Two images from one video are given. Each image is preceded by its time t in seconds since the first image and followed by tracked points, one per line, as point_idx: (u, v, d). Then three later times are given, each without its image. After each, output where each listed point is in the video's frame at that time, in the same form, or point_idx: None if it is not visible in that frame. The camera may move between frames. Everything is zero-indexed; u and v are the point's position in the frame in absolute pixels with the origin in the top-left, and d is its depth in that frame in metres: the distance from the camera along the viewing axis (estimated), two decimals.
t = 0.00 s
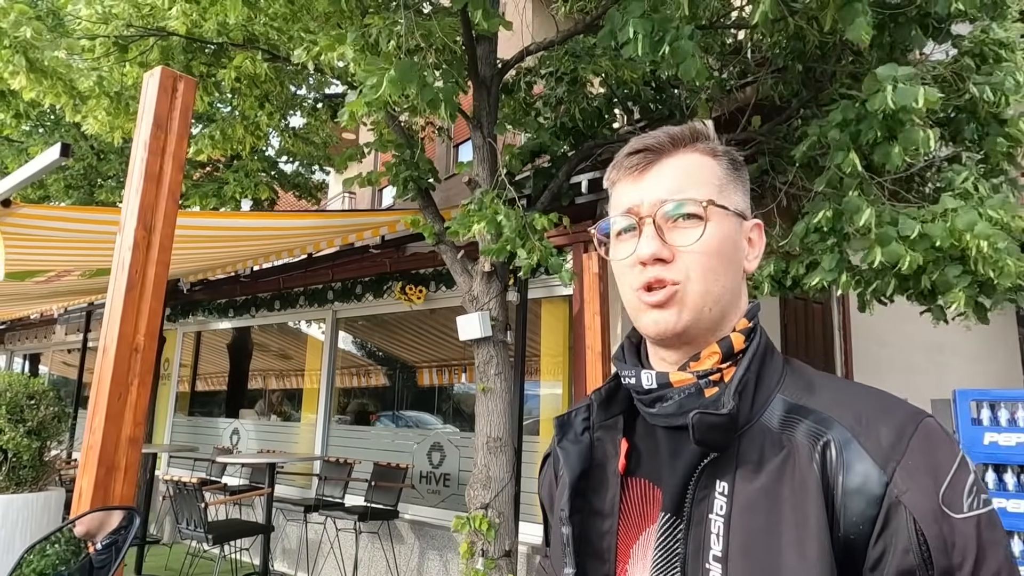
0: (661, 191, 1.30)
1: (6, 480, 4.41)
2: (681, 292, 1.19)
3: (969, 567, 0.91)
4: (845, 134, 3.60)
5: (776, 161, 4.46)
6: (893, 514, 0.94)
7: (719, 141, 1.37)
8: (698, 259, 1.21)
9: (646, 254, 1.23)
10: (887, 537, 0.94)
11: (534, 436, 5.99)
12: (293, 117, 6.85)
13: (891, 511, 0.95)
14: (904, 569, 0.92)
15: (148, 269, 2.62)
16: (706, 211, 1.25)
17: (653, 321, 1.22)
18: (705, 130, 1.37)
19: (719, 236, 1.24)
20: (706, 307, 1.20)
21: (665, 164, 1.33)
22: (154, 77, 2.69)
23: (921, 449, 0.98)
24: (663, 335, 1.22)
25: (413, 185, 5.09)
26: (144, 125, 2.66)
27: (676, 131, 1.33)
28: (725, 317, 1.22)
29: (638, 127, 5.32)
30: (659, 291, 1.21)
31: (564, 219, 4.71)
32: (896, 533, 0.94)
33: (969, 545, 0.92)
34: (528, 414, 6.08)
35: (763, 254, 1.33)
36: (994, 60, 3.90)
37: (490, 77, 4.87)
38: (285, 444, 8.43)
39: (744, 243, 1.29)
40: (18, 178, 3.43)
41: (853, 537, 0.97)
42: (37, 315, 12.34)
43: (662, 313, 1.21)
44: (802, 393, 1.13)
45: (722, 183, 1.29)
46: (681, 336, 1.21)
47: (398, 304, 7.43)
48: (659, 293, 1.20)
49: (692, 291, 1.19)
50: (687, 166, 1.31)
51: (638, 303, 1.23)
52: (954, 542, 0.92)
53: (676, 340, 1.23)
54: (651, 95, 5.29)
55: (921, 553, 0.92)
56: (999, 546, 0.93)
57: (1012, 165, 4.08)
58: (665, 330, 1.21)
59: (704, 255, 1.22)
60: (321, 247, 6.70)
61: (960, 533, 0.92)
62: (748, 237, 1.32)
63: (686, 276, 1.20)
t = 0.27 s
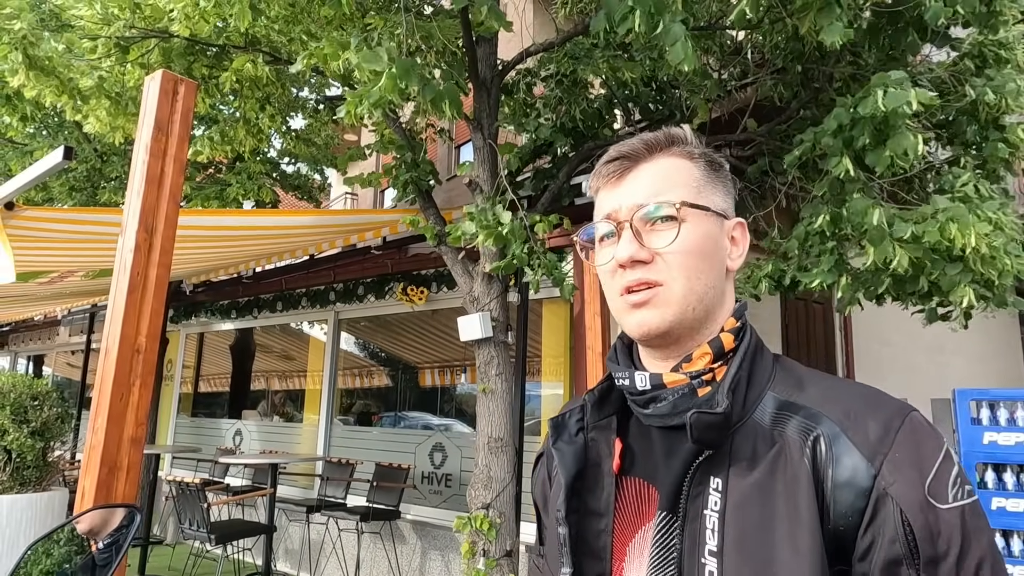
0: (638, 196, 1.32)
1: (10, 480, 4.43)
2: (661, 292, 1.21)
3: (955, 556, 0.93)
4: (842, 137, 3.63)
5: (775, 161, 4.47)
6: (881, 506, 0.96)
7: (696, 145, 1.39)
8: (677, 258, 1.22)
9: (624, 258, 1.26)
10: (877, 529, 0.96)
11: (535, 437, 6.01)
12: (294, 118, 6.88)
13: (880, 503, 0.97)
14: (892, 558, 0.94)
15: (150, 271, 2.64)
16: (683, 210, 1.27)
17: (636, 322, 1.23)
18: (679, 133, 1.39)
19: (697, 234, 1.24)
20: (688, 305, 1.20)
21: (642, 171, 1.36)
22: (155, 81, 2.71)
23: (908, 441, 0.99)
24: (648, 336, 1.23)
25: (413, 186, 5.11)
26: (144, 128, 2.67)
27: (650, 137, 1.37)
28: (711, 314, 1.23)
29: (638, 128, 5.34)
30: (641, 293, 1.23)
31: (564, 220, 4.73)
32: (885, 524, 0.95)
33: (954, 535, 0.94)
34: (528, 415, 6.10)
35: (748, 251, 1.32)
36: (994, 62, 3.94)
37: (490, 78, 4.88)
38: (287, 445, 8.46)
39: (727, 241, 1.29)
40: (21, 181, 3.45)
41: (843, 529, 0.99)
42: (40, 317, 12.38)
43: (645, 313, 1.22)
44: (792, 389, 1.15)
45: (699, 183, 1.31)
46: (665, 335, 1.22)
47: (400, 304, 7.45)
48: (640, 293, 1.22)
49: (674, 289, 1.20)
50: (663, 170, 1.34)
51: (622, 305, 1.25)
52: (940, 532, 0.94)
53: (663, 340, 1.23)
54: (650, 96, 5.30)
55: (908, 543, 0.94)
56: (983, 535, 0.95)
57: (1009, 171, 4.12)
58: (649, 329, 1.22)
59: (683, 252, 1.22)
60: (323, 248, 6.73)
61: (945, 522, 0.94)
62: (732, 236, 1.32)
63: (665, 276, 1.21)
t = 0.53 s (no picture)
0: (627, 198, 1.35)
1: (13, 481, 4.46)
2: (652, 291, 1.23)
3: (938, 547, 0.94)
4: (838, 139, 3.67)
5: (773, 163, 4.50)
6: (867, 499, 0.98)
7: (682, 149, 1.42)
8: (666, 258, 1.24)
9: (615, 257, 1.28)
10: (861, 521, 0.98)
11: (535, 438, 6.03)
12: (294, 121, 6.90)
13: (865, 495, 0.99)
14: (878, 549, 0.96)
15: (152, 272, 2.65)
16: (671, 212, 1.29)
17: (628, 327, 1.25)
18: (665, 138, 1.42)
19: (685, 236, 1.27)
20: (678, 304, 1.22)
21: (629, 174, 1.38)
22: (157, 84, 2.73)
23: (892, 435, 1.01)
24: (640, 340, 1.25)
25: (413, 188, 5.13)
26: (147, 131, 2.69)
27: (638, 141, 1.39)
28: (700, 316, 1.25)
29: (637, 129, 5.36)
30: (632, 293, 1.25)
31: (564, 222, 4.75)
32: (870, 516, 0.97)
33: (937, 525, 0.95)
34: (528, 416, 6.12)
35: (734, 253, 1.36)
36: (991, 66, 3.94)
37: (489, 81, 4.89)
38: (288, 447, 8.48)
39: (713, 243, 1.32)
40: (24, 184, 3.47)
41: (830, 522, 1.01)
42: (42, 319, 12.42)
43: (635, 316, 1.24)
44: (779, 387, 1.17)
45: (686, 186, 1.33)
46: (656, 339, 1.24)
47: (400, 306, 7.47)
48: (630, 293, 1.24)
49: (663, 292, 1.22)
50: (650, 172, 1.36)
51: (613, 310, 1.27)
52: (924, 523, 0.95)
53: (654, 343, 1.25)
54: (650, 97, 5.32)
55: (893, 534, 0.95)
56: (966, 525, 0.97)
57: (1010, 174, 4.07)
58: (640, 335, 1.24)
59: (671, 254, 1.25)
60: (324, 250, 6.75)
61: (929, 513, 0.95)
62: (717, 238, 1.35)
63: (655, 275, 1.23)
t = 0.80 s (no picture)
0: (596, 221, 1.34)
1: (15, 482, 4.48)
2: (621, 319, 1.24)
3: (935, 544, 0.97)
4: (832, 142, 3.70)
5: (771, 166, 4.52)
6: (866, 496, 1.00)
7: (652, 154, 1.38)
8: (633, 283, 1.24)
9: (584, 288, 1.29)
10: (860, 518, 1.00)
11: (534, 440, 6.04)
12: (294, 123, 6.93)
13: (865, 493, 1.00)
14: (877, 544, 0.98)
15: (155, 274, 2.66)
16: (638, 232, 1.28)
17: (605, 347, 1.28)
18: (632, 148, 1.38)
19: (654, 254, 1.25)
20: (649, 327, 1.23)
21: (598, 195, 1.37)
22: (160, 88, 2.75)
23: (890, 434, 1.03)
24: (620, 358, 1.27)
25: (412, 191, 5.16)
26: (149, 134, 2.71)
27: (600, 162, 1.38)
28: (679, 326, 1.26)
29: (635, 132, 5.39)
30: (604, 322, 1.27)
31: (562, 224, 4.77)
32: (868, 513, 0.99)
33: (935, 522, 0.97)
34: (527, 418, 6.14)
35: (720, 253, 1.32)
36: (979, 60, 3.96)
37: (488, 85, 4.90)
38: (287, 449, 8.50)
39: (693, 248, 1.29)
40: (25, 187, 3.49)
41: (830, 519, 1.03)
42: (41, 321, 12.44)
43: (610, 337, 1.27)
44: (778, 386, 1.19)
45: (654, 199, 1.30)
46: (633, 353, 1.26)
47: (399, 308, 7.49)
48: (601, 322, 1.26)
49: (632, 315, 1.24)
50: (616, 191, 1.34)
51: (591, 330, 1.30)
52: (921, 520, 0.97)
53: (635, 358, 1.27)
54: (647, 100, 5.34)
55: (892, 530, 0.97)
56: (960, 522, 0.99)
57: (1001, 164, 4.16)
58: (617, 351, 1.27)
59: (639, 278, 1.24)
60: (322, 252, 6.78)
61: (925, 510, 0.98)
62: (702, 239, 1.32)
63: (623, 302, 1.24)
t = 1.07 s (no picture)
0: (599, 227, 1.35)
1: (16, 483, 4.47)
2: (625, 325, 1.25)
3: (936, 543, 0.98)
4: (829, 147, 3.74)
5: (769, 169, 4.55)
6: (868, 495, 1.01)
7: (657, 157, 1.39)
8: (637, 288, 1.25)
9: (588, 293, 1.30)
10: (861, 517, 1.01)
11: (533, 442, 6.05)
12: (292, 126, 6.94)
13: (866, 492, 1.01)
14: (878, 543, 0.98)
15: (157, 276, 2.67)
16: (641, 238, 1.28)
17: (611, 353, 1.28)
18: (637, 152, 1.39)
19: (657, 260, 1.26)
20: (652, 332, 1.24)
21: (602, 200, 1.38)
22: (162, 90, 2.76)
23: (892, 434, 1.04)
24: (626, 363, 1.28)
25: (411, 193, 5.17)
26: (151, 136, 2.72)
27: (606, 168, 1.39)
28: (684, 331, 1.27)
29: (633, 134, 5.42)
30: (608, 327, 1.28)
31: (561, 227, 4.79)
32: (870, 512, 1.00)
33: (936, 522, 0.98)
34: (525, 420, 6.15)
35: (724, 257, 1.32)
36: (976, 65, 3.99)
37: (487, 87, 4.93)
38: (285, 451, 8.49)
39: (696, 253, 1.30)
40: (27, 189, 3.50)
41: (832, 517, 1.04)
42: (38, 323, 12.41)
43: (617, 344, 1.27)
44: (783, 387, 1.20)
45: (658, 203, 1.31)
46: (640, 360, 1.27)
47: (398, 310, 7.50)
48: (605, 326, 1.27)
49: (637, 320, 1.24)
50: (621, 195, 1.35)
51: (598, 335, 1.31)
52: (922, 519, 0.98)
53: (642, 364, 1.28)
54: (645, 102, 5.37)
55: (893, 529, 0.98)
56: (961, 522, 1.00)
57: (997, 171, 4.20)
58: (624, 358, 1.27)
59: (643, 283, 1.25)
60: (321, 254, 6.79)
61: (927, 509, 0.99)
62: (705, 243, 1.33)
63: (626, 308, 1.25)
